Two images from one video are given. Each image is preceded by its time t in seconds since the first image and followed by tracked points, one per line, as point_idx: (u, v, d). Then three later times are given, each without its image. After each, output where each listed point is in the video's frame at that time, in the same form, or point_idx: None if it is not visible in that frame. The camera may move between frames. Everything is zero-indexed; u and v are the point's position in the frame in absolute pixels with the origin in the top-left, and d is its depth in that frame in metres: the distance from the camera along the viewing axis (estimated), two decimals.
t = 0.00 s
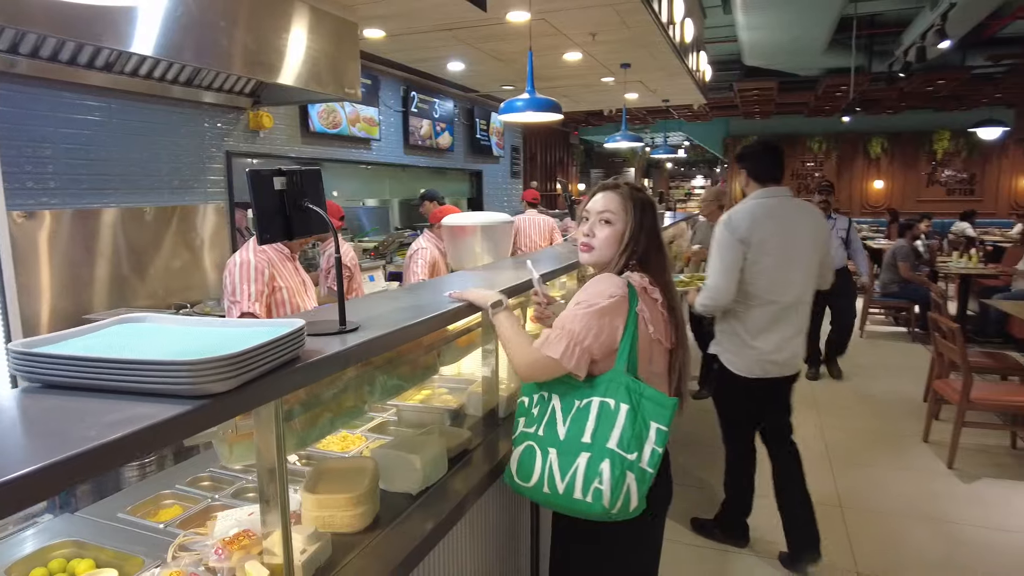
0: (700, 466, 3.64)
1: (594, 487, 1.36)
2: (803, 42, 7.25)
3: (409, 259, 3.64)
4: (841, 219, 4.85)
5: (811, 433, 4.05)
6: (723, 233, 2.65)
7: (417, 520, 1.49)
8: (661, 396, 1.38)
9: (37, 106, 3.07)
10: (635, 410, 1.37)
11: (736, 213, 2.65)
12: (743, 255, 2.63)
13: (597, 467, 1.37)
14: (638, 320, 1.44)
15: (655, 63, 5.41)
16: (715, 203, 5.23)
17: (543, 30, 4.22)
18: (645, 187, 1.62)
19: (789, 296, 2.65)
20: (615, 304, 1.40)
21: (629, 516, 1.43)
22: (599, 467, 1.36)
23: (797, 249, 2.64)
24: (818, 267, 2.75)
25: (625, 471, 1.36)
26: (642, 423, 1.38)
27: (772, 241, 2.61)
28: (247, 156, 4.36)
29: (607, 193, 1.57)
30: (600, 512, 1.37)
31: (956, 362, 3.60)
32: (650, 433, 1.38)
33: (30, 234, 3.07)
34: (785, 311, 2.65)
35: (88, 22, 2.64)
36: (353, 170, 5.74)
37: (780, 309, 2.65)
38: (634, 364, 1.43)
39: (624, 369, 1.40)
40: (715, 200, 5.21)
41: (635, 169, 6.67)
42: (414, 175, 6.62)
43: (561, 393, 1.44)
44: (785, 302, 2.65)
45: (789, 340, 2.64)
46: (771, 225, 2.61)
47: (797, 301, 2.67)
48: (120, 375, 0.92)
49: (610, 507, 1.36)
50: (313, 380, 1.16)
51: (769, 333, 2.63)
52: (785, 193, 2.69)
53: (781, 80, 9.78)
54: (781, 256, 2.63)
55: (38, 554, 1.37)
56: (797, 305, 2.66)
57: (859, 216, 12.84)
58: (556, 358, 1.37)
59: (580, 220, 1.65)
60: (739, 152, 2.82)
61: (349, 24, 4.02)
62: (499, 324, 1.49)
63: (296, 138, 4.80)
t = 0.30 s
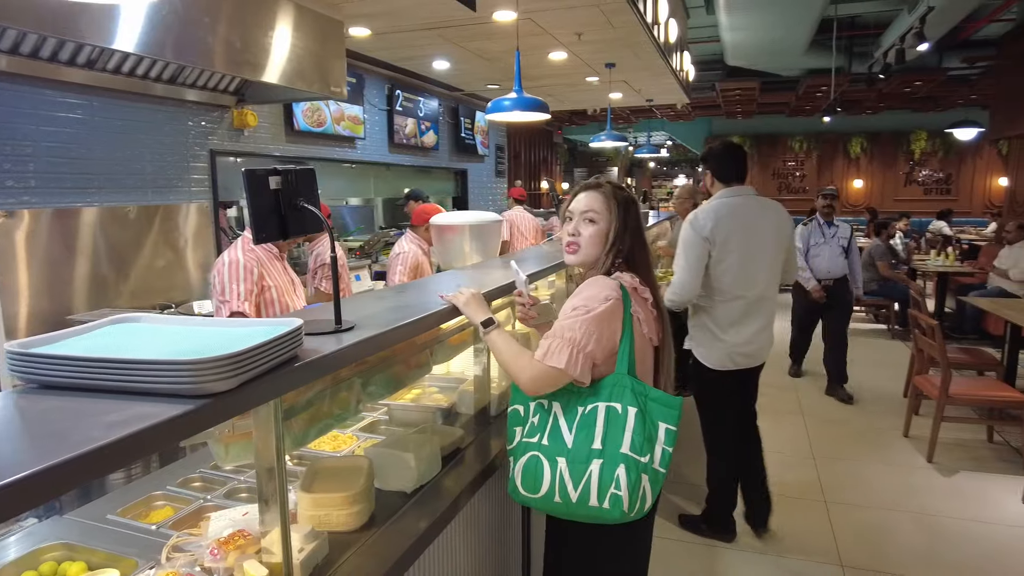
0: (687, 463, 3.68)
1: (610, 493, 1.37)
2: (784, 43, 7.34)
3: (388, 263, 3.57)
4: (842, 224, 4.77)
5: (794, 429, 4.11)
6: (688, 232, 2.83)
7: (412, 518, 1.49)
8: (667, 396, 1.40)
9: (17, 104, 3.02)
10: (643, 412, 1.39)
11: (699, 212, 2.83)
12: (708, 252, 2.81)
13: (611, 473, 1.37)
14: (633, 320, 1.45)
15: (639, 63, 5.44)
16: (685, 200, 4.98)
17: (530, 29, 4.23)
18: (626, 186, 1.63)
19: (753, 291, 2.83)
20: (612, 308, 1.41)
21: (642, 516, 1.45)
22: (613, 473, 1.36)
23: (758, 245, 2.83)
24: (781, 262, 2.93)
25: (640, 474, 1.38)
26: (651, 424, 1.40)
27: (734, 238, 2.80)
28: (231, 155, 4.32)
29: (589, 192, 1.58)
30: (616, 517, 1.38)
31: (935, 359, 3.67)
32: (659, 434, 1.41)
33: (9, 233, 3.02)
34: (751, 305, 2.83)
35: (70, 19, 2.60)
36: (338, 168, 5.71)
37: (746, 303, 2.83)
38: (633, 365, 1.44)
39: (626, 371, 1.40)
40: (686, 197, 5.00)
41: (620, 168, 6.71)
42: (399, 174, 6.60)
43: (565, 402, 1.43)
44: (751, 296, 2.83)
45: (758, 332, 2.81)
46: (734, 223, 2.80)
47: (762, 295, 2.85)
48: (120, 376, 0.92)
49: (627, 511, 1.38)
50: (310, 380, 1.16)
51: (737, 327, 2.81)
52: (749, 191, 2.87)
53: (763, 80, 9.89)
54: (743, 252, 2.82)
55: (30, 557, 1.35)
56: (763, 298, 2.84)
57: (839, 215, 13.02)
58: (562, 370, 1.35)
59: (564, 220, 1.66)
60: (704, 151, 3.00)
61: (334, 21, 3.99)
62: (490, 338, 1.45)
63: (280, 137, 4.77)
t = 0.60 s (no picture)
0: (677, 461, 3.68)
1: (598, 494, 1.36)
2: (769, 43, 7.38)
3: (375, 258, 3.51)
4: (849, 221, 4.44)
5: (783, 427, 4.14)
6: (674, 229, 2.82)
7: (405, 520, 1.48)
8: (657, 396, 1.39)
9: None
10: (632, 411, 1.38)
11: (684, 209, 2.83)
12: (693, 249, 2.82)
13: (601, 473, 1.36)
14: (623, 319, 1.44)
15: (626, 62, 5.45)
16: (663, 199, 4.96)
17: (518, 26, 4.21)
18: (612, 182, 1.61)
19: (738, 287, 2.86)
20: (601, 307, 1.39)
21: (632, 516, 1.44)
22: (603, 473, 1.36)
23: (743, 242, 2.85)
24: (764, 258, 2.96)
25: (628, 474, 1.37)
26: (640, 423, 1.39)
27: (719, 236, 2.81)
28: (215, 153, 4.25)
29: (575, 190, 1.57)
30: (605, 519, 1.37)
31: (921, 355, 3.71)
32: (649, 433, 1.40)
33: None
34: (736, 302, 2.86)
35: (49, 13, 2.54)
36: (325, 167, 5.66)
37: (731, 299, 2.85)
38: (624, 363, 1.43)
39: (616, 370, 1.40)
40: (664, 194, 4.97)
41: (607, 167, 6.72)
42: (386, 172, 6.55)
43: (554, 401, 1.42)
44: (735, 292, 2.85)
45: (744, 328, 2.84)
46: (718, 221, 2.81)
47: (746, 291, 2.88)
48: (107, 376, 0.89)
49: (615, 513, 1.37)
50: (302, 379, 1.15)
51: (724, 323, 2.83)
52: (731, 189, 2.89)
53: (748, 79, 9.95)
54: (728, 249, 2.83)
55: (14, 562, 1.30)
56: (748, 293, 2.87)
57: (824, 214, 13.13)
58: (553, 372, 1.34)
59: (551, 218, 1.64)
60: (687, 148, 3.00)
61: (322, 18, 3.95)
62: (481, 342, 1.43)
63: (266, 135, 4.71)
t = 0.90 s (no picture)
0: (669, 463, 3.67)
1: (594, 498, 1.33)
2: (759, 43, 7.41)
3: (365, 258, 3.44)
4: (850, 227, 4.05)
5: (774, 427, 4.14)
6: (667, 228, 2.79)
7: (396, 526, 1.45)
8: (653, 397, 1.36)
9: None
10: (628, 412, 1.35)
11: (678, 208, 2.81)
12: (688, 247, 2.79)
13: (596, 476, 1.33)
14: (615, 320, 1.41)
15: (616, 62, 5.44)
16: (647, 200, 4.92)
17: (508, 26, 4.19)
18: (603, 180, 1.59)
19: (730, 286, 2.85)
20: (593, 307, 1.36)
21: (628, 521, 1.42)
22: (598, 477, 1.33)
23: (735, 241, 2.84)
24: (754, 258, 2.96)
25: (624, 477, 1.34)
26: (636, 425, 1.37)
27: (712, 235, 2.80)
28: (202, 153, 4.19)
29: (568, 189, 1.54)
30: (601, 522, 1.35)
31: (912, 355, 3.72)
32: (644, 435, 1.37)
33: None
34: (727, 301, 2.85)
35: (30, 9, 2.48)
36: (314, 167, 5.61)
37: (723, 298, 2.84)
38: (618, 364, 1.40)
39: (609, 372, 1.37)
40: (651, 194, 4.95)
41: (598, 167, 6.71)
42: (375, 172, 6.51)
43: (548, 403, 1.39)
44: (727, 292, 2.84)
45: (735, 328, 2.84)
46: (711, 220, 2.80)
47: (737, 290, 2.87)
48: (85, 383, 0.86)
49: (611, 516, 1.34)
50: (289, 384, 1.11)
51: (715, 321, 2.82)
52: (723, 189, 2.88)
53: (737, 80, 9.99)
54: (722, 248, 2.82)
55: None
56: (740, 293, 2.87)
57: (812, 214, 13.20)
58: (540, 370, 1.32)
59: (542, 217, 1.61)
60: (681, 145, 2.97)
61: (310, 16, 3.88)
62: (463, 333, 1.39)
63: (253, 134, 4.65)
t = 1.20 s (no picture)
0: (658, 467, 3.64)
1: (574, 509, 1.29)
2: (746, 45, 7.42)
3: (363, 265, 3.41)
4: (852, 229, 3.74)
5: (763, 430, 4.13)
6: (656, 229, 2.77)
7: (376, 541, 1.40)
8: (633, 403, 1.33)
9: None
10: (607, 420, 1.31)
11: (667, 209, 2.78)
12: (676, 248, 2.77)
13: (575, 486, 1.29)
14: (594, 324, 1.36)
15: (604, 63, 5.42)
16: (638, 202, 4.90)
17: (494, 26, 4.15)
18: (585, 181, 1.52)
19: (717, 288, 2.82)
20: (569, 310, 1.32)
21: (611, 532, 1.37)
22: (578, 487, 1.29)
23: (723, 243, 2.81)
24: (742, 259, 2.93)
25: (605, 487, 1.30)
26: (616, 433, 1.32)
27: (701, 237, 2.78)
28: (184, 155, 4.12)
29: (539, 192, 1.48)
30: (582, 534, 1.30)
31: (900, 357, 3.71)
32: (625, 443, 1.33)
33: None
34: (716, 302, 2.82)
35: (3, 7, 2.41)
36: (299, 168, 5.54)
37: (711, 300, 2.82)
38: (597, 370, 1.35)
39: (589, 378, 1.32)
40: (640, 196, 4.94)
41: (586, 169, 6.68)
42: (362, 174, 6.44)
43: (526, 411, 1.35)
44: (715, 293, 2.82)
45: (723, 330, 2.81)
46: (701, 221, 2.77)
47: (724, 292, 2.84)
48: (40, 398, 0.81)
49: (592, 528, 1.30)
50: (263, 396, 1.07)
51: (704, 323, 2.80)
52: (712, 190, 2.85)
53: (725, 82, 10.01)
54: (710, 250, 2.79)
55: None
56: (727, 295, 2.84)
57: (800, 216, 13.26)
58: (513, 372, 1.26)
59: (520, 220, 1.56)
60: (669, 146, 2.93)
61: (293, 16, 3.82)
62: (429, 332, 1.33)
63: (236, 135, 4.58)
